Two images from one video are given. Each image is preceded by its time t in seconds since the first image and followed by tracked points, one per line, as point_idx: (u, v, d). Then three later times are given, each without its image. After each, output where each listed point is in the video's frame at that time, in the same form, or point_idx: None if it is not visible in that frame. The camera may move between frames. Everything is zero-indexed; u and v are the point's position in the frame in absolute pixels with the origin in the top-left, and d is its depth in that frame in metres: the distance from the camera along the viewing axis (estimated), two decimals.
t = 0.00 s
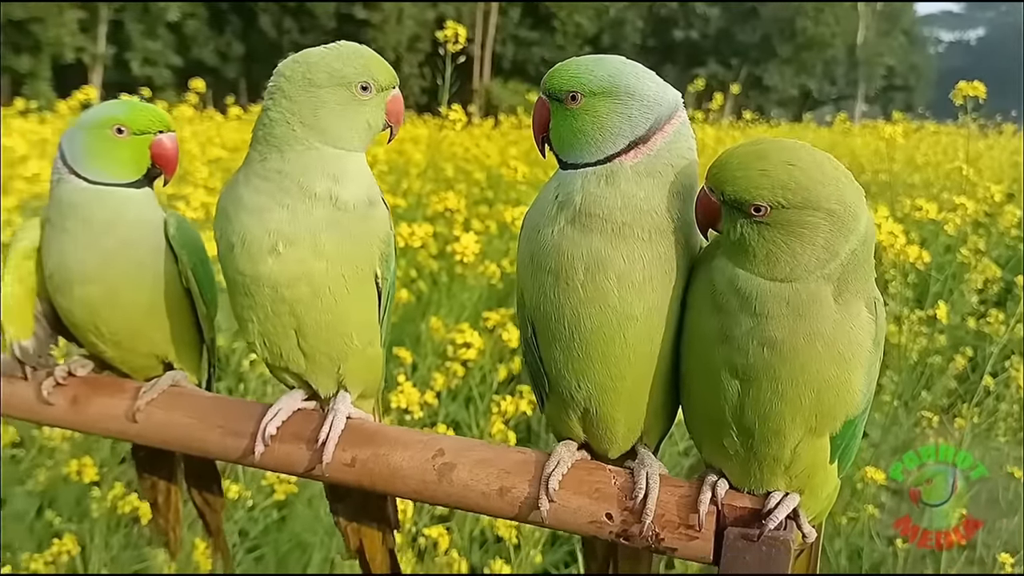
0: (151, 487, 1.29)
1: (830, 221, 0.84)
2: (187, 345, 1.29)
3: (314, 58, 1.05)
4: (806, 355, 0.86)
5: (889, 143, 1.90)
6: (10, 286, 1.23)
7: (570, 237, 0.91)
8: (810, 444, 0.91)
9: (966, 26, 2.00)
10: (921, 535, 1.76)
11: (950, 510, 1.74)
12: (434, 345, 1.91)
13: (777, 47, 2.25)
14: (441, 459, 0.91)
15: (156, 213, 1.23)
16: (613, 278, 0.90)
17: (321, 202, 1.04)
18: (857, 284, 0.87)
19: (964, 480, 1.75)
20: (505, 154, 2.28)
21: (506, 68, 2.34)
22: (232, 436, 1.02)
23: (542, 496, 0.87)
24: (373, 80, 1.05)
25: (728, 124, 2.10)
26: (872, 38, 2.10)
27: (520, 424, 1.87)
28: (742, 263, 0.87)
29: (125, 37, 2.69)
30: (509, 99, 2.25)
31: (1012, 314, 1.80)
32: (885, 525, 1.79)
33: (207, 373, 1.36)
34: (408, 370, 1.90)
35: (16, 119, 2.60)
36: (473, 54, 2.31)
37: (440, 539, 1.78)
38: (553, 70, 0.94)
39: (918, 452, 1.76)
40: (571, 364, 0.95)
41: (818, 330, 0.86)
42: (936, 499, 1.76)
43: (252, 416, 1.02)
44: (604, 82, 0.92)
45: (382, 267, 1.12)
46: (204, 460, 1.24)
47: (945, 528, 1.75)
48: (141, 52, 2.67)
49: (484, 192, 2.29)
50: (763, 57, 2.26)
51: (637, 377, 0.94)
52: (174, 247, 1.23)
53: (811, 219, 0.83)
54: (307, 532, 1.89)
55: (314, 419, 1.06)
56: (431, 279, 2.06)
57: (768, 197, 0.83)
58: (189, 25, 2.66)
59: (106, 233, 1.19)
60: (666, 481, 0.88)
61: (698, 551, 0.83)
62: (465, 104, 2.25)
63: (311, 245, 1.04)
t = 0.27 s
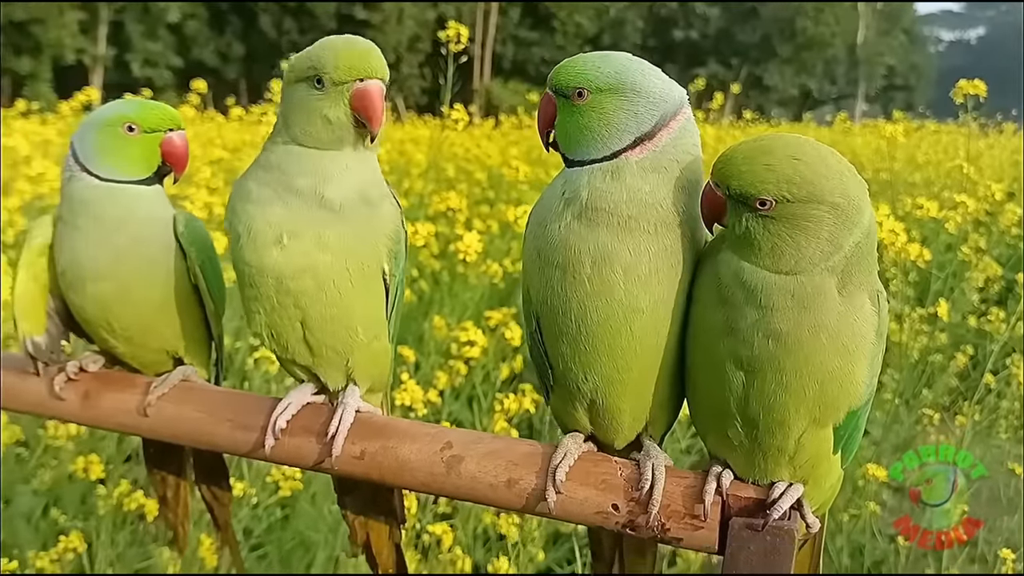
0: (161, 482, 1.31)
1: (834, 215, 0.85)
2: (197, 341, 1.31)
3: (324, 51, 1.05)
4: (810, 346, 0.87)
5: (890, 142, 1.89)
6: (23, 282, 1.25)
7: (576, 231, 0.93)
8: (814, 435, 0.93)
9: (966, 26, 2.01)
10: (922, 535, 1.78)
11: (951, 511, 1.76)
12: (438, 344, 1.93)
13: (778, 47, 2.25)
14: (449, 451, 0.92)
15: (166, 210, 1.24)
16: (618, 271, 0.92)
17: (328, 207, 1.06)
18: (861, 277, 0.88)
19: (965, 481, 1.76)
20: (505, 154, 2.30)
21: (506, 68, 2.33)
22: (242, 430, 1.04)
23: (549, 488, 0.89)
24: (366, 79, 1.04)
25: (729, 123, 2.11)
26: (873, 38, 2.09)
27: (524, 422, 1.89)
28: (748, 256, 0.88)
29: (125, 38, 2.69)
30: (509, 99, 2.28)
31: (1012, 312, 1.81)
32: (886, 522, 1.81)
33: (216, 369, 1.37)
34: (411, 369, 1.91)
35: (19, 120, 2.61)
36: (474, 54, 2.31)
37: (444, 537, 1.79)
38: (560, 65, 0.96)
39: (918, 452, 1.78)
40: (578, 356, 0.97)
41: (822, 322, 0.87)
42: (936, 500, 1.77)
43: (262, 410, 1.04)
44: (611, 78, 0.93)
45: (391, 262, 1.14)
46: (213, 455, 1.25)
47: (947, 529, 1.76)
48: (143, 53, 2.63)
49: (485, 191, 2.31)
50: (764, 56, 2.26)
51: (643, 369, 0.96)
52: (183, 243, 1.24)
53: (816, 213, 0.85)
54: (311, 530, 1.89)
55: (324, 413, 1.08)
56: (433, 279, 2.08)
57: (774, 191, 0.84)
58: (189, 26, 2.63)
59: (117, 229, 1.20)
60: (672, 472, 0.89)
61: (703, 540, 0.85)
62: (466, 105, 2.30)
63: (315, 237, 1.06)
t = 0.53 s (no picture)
0: (162, 481, 1.31)
1: (843, 212, 0.85)
2: (198, 339, 1.31)
3: (320, 40, 1.04)
4: (813, 342, 0.88)
5: (890, 141, 1.88)
6: (25, 280, 1.25)
7: (576, 229, 0.93)
8: (815, 431, 0.93)
9: (968, 26, 1.98)
10: (922, 536, 1.76)
11: (951, 511, 1.75)
12: (439, 343, 1.93)
13: (776, 48, 2.34)
14: (451, 448, 0.92)
15: (167, 208, 1.25)
16: (618, 269, 0.92)
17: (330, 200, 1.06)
18: (865, 274, 0.89)
19: (965, 481, 1.75)
20: (505, 154, 2.30)
21: (506, 68, 2.40)
22: (244, 426, 1.04)
23: (551, 484, 0.89)
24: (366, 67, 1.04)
25: (728, 123, 2.12)
26: (873, 37, 2.13)
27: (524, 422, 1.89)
28: (753, 252, 0.88)
29: (125, 39, 2.79)
30: (509, 99, 2.31)
31: (1013, 311, 1.81)
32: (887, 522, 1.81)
33: (217, 366, 1.37)
34: (411, 368, 1.91)
35: (18, 120, 2.60)
36: (474, 54, 2.31)
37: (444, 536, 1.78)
38: (564, 57, 0.96)
39: (918, 452, 1.78)
40: (578, 353, 0.97)
41: (825, 318, 0.87)
42: (936, 500, 1.76)
43: (264, 408, 1.04)
44: (615, 74, 0.93)
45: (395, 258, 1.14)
46: (214, 453, 1.25)
47: (947, 529, 1.75)
48: (142, 54, 2.73)
49: (485, 191, 2.27)
50: (763, 57, 2.35)
51: (644, 365, 0.96)
52: (183, 240, 1.25)
53: (824, 209, 0.85)
54: (311, 530, 1.89)
55: (326, 410, 1.08)
56: (433, 279, 2.08)
57: (783, 187, 0.84)
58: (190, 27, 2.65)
59: (119, 227, 1.21)
60: (674, 469, 0.89)
61: (705, 537, 0.85)
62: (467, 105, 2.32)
63: (323, 230, 1.06)
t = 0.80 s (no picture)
0: (162, 483, 1.31)
1: (846, 212, 0.85)
2: (199, 340, 1.31)
3: (318, 37, 1.04)
4: (815, 342, 0.88)
5: (890, 141, 1.93)
6: (25, 279, 1.25)
7: (578, 228, 0.93)
8: (817, 432, 0.93)
9: (967, 25, 1.95)
10: (922, 536, 1.75)
11: (952, 510, 1.74)
12: (439, 343, 1.93)
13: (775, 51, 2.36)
14: (452, 449, 0.92)
15: (167, 208, 1.25)
16: (620, 269, 0.92)
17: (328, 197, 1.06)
18: (868, 275, 0.88)
19: (965, 482, 1.75)
20: (505, 154, 2.30)
21: (505, 69, 2.47)
22: (245, 427, 1.04)
23: (553, 485, 0.89)
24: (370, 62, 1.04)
25: (728, 123, 2.13)
26: (873, 37, 2.19)
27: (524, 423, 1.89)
28: (756, 252, 0.88)
29: (124, 39, 2.80)
30: (509, 99, 2.39)
31: (1014, 311, 1.82)
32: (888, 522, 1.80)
33: (217, 367, 1.37)
34: (411, 369, 1.91)
35: (18, 121, 2.59)
36: (474, 55, 2.31)
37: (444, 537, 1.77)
38: (568, 58, 0.96)
39: (919, 452, 1.78)
40: (580, 352, 0.97)
41: (828, 318, 0.87)
42: (937, 499, 1.76)
43: (265, 409, 1.04)
44: (619, 74, 0.93)
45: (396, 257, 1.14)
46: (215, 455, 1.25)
47: (948, 529, 1.73)
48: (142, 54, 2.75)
49: (485, 191, 2.25)
50: (763, 58, 2.39)
51: (645, 365, 0.96)
52: (183, 241, 1.24)
53: (827, 210, 0.85)
54: (312, 530, 1.89)
55: (327, 412, 1.08)
56: (434, 279, 2.08)
57: (787, 187, 0.84)
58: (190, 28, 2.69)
59: (120, 228, 1.21)
60: (676, 470, 0.89)
61: (706, 538, 0.85)
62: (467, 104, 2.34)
63: (325, 228, 1.06)
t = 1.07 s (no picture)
0: (161, 485, 1.30)
1: (850, 216, 0.85)
2: (196, 342, 1.31)
3: (316, 35, 1.03)
4: (817, 346, 0.87)
5: (889, 142, 1.92)
6: (23, 280, 1.25)
7: (580, 231, 0.92)
8: (819, 436, 0.92)
9: (967, 25, 1.94)
10: (921, 536, 1.75)
11: (951, 511, 1.70)
12: (439, 344, 1.93)
13: (776, 48, 2.31)
14: (452, 452, 0.92)
15: (164, 210, 1.24)
16: (622, 272, 0.91)
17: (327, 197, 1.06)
18: (871, 278, 0.88)
19: (966, 482, 1.72)
20: (505, 154, 2.31)
21: (505, 69, 2.40)
22: (244, 429, 1.03)
23: (553, 488, 0.88)
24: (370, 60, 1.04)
25: (728, 123, 2.13)
26: (873, 37, 2.11)
27: (524, 424, 1.89)
28: (758, 255, 0.88)
29: (123, 39, 2.65)
30: (509, 99, 2.30)
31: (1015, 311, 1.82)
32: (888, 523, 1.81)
33: (216, 369, 1.37)
34: (411, 369, 1.91)
35: (18, 122, 2.62)
36: (474, 55, 2.31)
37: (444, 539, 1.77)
38: (570, 59, 0.95)
39: (919, 452, 1.77)
40: (581, 355, 0.96)
41: (830, 322, 0.87)
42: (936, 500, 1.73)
43: (264, 411, 1.04)
44: (622, 75, 0.92)
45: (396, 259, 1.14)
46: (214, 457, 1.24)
47: (947, 529, 1.71)
48: (139, 54, 2.63)
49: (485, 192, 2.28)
50: (763, 57, 2.32)
51: (646, 368, 0.95)
52: (180, 242, 1.24)
53: (831, 213, 0.84)
54: (311, 532, 1.89)
55: (326, 414, 1.08)
56: (434, 280, 2.08)
57: (791, 190, 0.83)
58: (189, 27, 2.68)
59: (118, 228, 1.20)
60: (677, 473, 0.89)
61: (708, 541, 0.84)
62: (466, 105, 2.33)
63: (324, 229, 1.05)
